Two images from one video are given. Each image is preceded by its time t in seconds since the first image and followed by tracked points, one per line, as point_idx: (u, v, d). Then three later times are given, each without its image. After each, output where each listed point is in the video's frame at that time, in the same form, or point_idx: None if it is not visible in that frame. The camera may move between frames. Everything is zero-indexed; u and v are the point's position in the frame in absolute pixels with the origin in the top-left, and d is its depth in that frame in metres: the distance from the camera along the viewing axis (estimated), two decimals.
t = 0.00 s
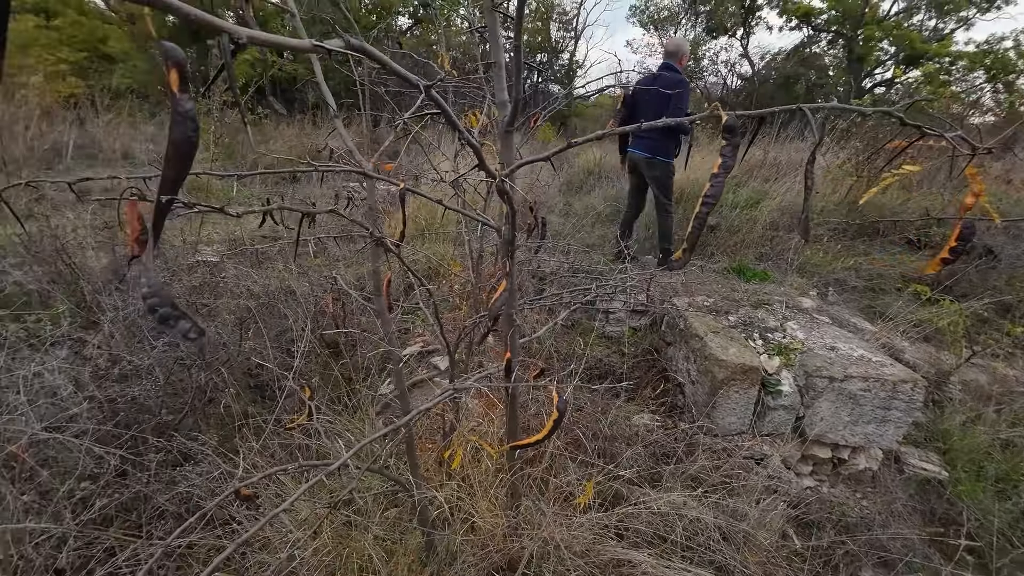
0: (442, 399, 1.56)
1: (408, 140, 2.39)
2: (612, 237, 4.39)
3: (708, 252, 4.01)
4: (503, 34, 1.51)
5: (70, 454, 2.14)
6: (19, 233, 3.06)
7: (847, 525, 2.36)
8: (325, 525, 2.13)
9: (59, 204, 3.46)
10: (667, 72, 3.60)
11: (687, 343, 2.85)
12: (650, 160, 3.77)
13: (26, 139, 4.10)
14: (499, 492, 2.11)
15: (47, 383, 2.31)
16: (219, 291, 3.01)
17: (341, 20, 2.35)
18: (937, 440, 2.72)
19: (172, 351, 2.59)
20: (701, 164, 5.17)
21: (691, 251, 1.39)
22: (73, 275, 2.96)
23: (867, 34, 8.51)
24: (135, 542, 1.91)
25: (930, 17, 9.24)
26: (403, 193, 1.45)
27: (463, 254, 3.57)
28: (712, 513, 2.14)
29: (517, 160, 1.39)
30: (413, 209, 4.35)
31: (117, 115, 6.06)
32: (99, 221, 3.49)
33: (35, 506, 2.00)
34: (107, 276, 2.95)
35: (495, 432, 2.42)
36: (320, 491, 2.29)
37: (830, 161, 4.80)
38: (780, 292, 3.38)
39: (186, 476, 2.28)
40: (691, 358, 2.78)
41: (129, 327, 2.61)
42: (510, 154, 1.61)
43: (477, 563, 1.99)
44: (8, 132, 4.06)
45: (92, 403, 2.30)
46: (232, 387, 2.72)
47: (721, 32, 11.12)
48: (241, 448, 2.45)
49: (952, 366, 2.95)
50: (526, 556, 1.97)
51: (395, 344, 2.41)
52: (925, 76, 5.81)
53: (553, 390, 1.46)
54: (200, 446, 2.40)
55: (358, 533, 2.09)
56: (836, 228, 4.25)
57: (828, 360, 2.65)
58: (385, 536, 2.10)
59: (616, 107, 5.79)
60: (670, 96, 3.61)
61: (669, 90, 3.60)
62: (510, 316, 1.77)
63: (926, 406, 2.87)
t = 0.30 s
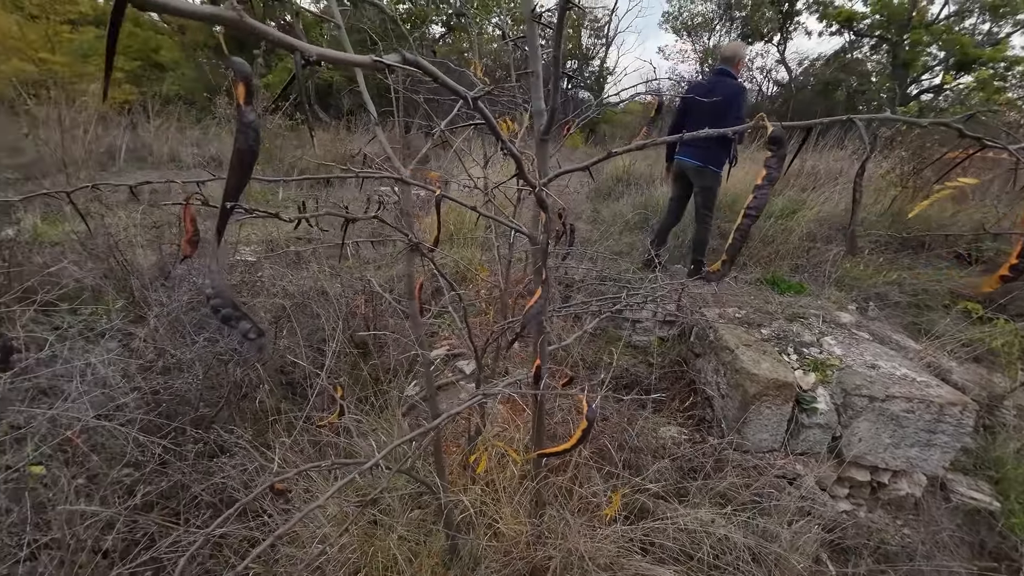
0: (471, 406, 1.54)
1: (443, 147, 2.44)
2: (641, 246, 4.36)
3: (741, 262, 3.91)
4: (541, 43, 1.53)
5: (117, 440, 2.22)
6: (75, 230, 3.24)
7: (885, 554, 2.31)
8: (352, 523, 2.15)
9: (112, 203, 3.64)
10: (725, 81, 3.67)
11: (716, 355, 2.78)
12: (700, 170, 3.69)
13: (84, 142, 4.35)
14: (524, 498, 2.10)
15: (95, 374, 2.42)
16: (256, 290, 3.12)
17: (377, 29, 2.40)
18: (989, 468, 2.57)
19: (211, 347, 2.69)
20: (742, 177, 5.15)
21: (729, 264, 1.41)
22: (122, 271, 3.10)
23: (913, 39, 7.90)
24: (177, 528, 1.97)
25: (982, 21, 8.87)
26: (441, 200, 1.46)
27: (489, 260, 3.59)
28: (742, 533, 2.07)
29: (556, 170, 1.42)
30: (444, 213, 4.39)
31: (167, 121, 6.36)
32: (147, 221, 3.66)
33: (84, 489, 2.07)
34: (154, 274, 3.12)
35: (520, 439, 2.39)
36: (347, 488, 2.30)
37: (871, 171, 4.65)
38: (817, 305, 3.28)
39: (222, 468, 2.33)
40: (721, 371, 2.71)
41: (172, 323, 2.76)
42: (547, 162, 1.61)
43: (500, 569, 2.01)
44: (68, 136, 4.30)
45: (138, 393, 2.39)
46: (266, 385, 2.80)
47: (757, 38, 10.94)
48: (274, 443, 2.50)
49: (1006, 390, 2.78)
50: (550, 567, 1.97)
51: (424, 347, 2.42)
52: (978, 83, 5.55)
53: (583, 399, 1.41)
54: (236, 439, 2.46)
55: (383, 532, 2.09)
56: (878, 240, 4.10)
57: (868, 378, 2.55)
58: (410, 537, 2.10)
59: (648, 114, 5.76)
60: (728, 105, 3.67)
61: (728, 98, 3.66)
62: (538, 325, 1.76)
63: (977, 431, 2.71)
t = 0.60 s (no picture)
0: (499, 414, 1.51)
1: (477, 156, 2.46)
2: (671, 254, 4.30)
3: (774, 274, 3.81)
4: (579, 54, 1.53)
5: (158, 432, 2.29)
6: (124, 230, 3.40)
7: None
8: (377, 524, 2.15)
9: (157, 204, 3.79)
10: (773, 89, 3.64)
11: (747, 369, 2.69)
12: (742, 178, 3.60)
13: (133, 146, 4.53)
14: (549, 508, 2.07)
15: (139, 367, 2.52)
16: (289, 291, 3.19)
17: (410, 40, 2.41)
18: None
19: (245, 346, 2.76)
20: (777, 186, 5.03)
21: (772, 286, 1.26)
22: (165, 269, 3.22)
23: (961, 43, 7.62)
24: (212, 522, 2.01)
25: None
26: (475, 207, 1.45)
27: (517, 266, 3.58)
28: (773, 555, 2.00)
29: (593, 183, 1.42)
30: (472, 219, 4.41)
31: (209, 125, 6.61)
32: (189, 221, 3.79)
33: (127, 479, 2.16)
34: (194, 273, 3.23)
35: (546, 447, 2.36)
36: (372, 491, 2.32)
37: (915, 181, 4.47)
38: (855, 320, 3.17)
39: (254, 463, 2.37)
40: (751, 387, 2.62)
41: (210, 321, 2.83)
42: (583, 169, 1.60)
43: None
44: (119, 140, 4.51)
45: (178, 387, 2.46)
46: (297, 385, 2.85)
47: (793, 44, 10.69)
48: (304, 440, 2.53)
49: None
50: None
51: (450, 352, 2.42)
52: None
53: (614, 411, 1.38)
54: (267, 436, 2.50)
55: (407, 535, 2.09)
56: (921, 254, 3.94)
57: (910, 399, 2.43)
58: (434, 541, 2.10)
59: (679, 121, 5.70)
60: (775, 112, 3.62)
61: (775, 106, 3.61)
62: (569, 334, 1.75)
63: None
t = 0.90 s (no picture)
0: (519, 421, 1.52)
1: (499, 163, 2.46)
2: (692, 261, 4.25)
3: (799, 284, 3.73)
4: (606, 63, 1.52)
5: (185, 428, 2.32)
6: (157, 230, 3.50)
7: None
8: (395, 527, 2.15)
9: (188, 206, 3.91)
10: (801, 94, 3.58)
11: (770, 380, 2.62)
12: (770, 185, 3.55)
13: (166, 150, 4.66)
14: (566, 516, 2.05)
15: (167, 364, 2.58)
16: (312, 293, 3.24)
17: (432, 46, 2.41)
18: None
19: (269, 347, 2.80)
20: (802, 195, 4.93)
21: (803, 300, 1.13)
22: (194, 269, 3.31)
23: (999, 47, 7.46)
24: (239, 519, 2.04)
25: None
26: (498, 214, 1.44)
27: (536, 272, 3.56)
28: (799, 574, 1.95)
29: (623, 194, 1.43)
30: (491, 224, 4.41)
31: (237, 129, 6.77)
32: (217, 223, 3.89)
33: (156, 473, 2.17)
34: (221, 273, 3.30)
35: (564, 455, 2.33)
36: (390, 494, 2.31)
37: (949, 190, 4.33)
38: (884, 332, 3.08)
39: (276, 462, 2.40)
40: (775, 399, 2.56)
41: (236, 320, 2.89)
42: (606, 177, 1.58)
43: None
44: (153, 144, 4.67)
45: (205, 384, 2.50)
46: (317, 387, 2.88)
47: (820, 48, 10.52)
48: (325, 440, 2.56)
49: None
50: None
51: (469, 357, 2.41)
52: None
53: (636, 421, 1.36)
54: (289, 435, 2.52)
55: (424, 538, 2.08)
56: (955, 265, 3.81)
57: (944, 416, 2.35)
58: (451, 548, 2.09)
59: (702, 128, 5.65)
60: (804, 118, 3.56)
61: (805, 111, 3.56)
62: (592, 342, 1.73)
63: None
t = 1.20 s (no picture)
0: (536, 430, 1.47)
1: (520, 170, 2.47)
2: (711, 269, 4.21)
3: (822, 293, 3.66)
4: (631, 70, 1.50)
5: (209, 426, 2.35)
6: (184, 233, 3.58)
7: None
8: (412, 530, 2.16)
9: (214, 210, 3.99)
10: (821, 100, 3.55)
11: (793, 392, 2.56)
12: (793, 192, 3.51)
13: (193, 154, 4.78)
14: (584, 526, 2.02)
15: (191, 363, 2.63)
16: (332, 296, 3.28)
17: (453, 52, 2.42)
18: None
19: (290, 349, 2.84)
20: (824, 203, 4.85)
21: (836, 312, 1.10)
22: (218, 269, 3.37)
23: None
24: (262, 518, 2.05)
25: None
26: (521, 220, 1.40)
27: (554, 277, 3.55)
28: None
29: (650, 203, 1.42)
30: (509, 229, 4.41)
31: (260, 134, 6.90)
32: (242, 226, 3.96)
33: (182, 470, 2.19)
34: (244, 274, 3.36)
35: (581, 463, 2.31)
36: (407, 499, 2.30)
37: (980, 199, 4.21)
38: (911, 345, 3.01)
39: (295, 461, 2.41)
40: (797, 410, 2.50)
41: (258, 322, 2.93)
42: (630, 183, 1.57)
43: None
44: (181, 148, 4.78)
45: (230, 383, 2.53)
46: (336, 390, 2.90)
47: (844, 53, 10.37)
48: (343, 441, 2.56)
49: None
50: None
51: (487, 363, 2.40)
52: None
53: (658, 433, 1.33)
54: (308, 435, 2.54)
55: (441, 543, 2.07)
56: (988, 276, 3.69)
57: (977, 432, 2.26)
58: (468, 554, 2.07)
59: (723, 134, 5.61)
60: (826, 123, 3.52)
61: (827, 117, 3.52)
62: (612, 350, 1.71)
63: None
